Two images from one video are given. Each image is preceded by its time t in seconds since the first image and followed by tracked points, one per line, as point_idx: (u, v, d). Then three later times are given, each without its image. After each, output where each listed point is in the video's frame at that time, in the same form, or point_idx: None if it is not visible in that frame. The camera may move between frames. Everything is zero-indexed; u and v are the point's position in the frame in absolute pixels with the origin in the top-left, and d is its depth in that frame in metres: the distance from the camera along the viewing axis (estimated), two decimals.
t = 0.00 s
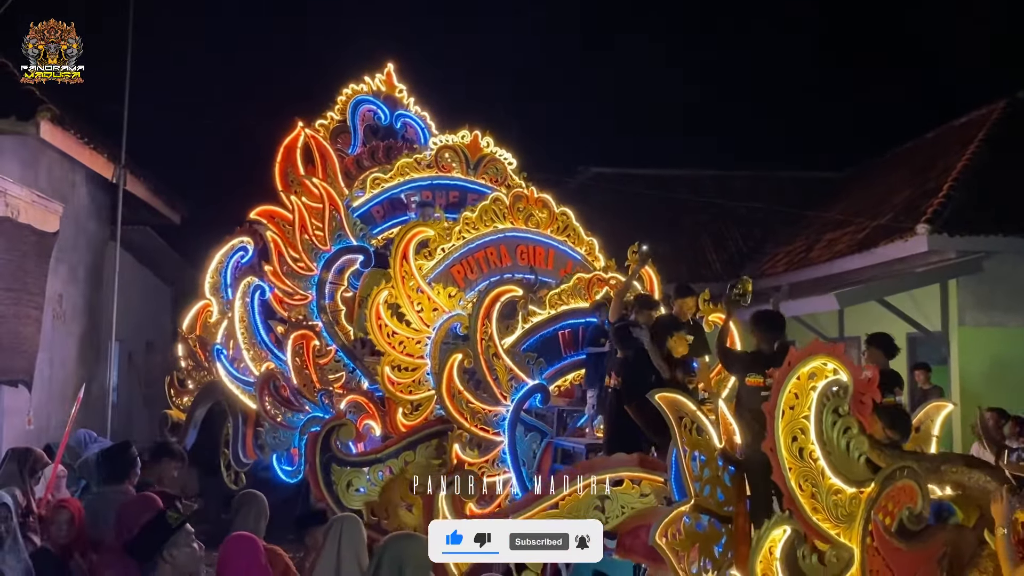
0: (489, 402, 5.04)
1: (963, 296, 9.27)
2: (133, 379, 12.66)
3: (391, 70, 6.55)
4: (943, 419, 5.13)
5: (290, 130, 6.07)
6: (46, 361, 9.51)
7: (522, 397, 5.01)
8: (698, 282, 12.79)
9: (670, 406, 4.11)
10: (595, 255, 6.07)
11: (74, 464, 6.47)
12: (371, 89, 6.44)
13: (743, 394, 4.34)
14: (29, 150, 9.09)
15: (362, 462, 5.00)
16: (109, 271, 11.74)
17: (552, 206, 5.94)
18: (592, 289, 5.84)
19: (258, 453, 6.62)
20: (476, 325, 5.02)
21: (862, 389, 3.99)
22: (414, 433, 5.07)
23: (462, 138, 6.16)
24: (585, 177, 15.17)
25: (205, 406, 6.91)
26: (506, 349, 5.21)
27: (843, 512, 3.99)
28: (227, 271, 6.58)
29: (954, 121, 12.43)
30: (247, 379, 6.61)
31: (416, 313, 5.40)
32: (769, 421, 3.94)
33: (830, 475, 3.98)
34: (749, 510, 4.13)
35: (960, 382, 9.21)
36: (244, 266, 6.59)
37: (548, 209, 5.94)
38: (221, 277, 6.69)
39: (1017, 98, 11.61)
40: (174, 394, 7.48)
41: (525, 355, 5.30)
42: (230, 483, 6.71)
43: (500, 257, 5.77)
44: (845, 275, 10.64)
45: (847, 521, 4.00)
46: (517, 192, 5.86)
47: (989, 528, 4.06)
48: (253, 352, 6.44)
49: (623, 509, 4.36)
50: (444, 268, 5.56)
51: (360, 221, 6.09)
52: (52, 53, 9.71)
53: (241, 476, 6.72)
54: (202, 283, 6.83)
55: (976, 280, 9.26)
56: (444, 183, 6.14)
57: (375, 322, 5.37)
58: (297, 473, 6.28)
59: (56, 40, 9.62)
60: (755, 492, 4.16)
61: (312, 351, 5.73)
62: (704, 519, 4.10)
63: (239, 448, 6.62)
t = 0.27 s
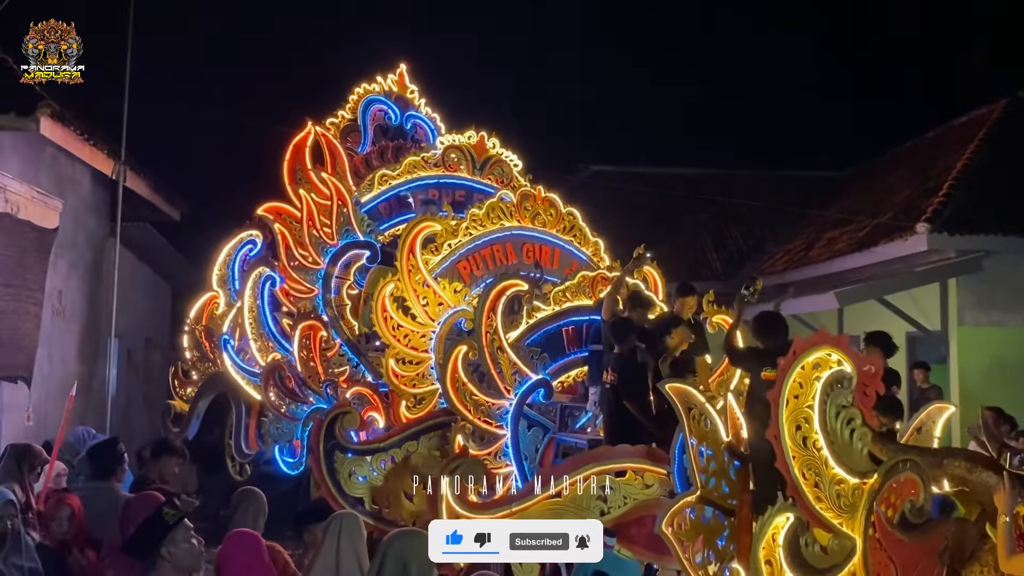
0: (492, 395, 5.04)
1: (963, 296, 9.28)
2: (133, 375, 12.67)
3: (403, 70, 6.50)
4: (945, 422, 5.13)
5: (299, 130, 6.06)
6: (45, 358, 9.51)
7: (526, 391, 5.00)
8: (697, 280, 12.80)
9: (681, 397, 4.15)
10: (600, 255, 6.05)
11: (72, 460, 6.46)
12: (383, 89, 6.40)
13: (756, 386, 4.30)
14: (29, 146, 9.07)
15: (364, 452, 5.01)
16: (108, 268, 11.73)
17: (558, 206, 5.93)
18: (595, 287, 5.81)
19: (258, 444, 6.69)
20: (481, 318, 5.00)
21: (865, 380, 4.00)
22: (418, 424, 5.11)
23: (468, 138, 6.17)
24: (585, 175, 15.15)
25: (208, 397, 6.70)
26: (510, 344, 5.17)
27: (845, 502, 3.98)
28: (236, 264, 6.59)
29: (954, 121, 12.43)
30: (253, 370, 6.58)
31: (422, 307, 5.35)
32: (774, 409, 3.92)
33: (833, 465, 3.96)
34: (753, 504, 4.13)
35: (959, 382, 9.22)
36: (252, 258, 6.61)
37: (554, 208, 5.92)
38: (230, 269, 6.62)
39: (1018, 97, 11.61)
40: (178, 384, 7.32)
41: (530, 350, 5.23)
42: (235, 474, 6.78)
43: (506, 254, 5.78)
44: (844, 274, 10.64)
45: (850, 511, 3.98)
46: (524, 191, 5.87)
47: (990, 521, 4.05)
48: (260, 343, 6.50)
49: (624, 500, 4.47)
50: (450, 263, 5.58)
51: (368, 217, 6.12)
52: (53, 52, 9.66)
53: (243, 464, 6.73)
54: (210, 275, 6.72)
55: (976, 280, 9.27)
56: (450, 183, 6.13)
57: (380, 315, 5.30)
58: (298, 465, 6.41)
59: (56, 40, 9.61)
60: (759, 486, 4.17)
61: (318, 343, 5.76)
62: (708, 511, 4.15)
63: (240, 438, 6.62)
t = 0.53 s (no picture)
0: (490, 392, 5.05)
1: (961, 295, 9.28)
2: (131, 371, 12.67)
3: (406, 69, 6.51)
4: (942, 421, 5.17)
5: (302, 129, 6.09)
6: (44, 354, 9.51)
7: (525, 388, 5.00)
8: (696, 279, 12.80)
9: (689, 395, 4.13)
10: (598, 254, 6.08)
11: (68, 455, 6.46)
12: (386, 87, 6.38)
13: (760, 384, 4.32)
14: (27, 142, 9.04)
15: (364, 448, 5.06)
16: (107, 264, 11.71)
17: (556, 205, 5.93)
18: (595, 285, 5.80)
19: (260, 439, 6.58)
20: (480, 315, 5.00)
21: (865, 378, 3.96)
22: (417, 421, 5.17)
23: (470, 136, 6.15)
24: (584, 173, 15.14)
25: (209, 392, 6.73)
26: (510, 341, 5.22)
27: (844, 500, 3.99)
28: (236, 260, 6.69)
29: (954, 120, 12.43)
30: (255, 365, 6.54)
31: (422, 305, 5.33)
32: (775, 406, 3.91)
33: (832, 463, 3.97)
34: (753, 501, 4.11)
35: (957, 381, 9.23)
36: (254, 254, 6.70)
37: (552, 207, 5.93)
38: (230, 265, 6.73)
39: (1017, 97, 11.62)
40: (177, 379, 7.24)
41: (529, 347, 5.31)
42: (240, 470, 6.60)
43: (504, 252, 5.78)
44: (843, 273, 10.64)
45: (849, 509, 3.99)
46: (522, 189, 5.86)
47: (987, 520, 4.11)
48: (262, 338, 6.44)
49: (622, 497, 4.47)
50: (450, 261, 5.56)
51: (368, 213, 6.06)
52: (53, 53, 9.49)
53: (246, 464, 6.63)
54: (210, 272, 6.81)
55: (974, 279, 9.29)
56: (451, 181, 6.11)
57: (380, 311, 5.29)
58: (297, 461, 6.29)
59: (57, 40, 9.55)
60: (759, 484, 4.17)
61: (320, 338, 5.74)
62: (711, 509, 4.10)
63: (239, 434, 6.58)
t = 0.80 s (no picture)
0: (486, 391, 5.01)
1: (959, 294, 9.27)
2: (128, 368, 12.66)
3: (397, 63, 6.48)
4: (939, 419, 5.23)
5: (293, 126, 6.12)
6: (41, 350, 9.49)
7: (521, 387, 4.99)
8: (694, 277, 12.80)
9: (682, 394, 4.21)
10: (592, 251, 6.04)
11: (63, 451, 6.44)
12: (376, 82, 6.36)
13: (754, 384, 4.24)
14: (24, 138, 9.03)
15: (359, 448, 5.05)
16: (105, 261, 11.70)
17: (549, 202, 5.91)
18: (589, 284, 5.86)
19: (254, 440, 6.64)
20: (476, 314, 4.99)
21: (861, 379, 3.96)
22: (412, 421, 5.10)
23: (465, 132, 6.11)
24: (582, 171, 15.14)
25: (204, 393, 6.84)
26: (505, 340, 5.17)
27: (840, 501, 3.99)
28: (229, 259, 6.82)
29: (952, 120, 12.43)
30: (249, 365, 6.73)
31: (417, 303, 5.39)
32: (768, 408, 3.95)
33: (827, 464, 3.97)
34: (747, 501, 4.14)
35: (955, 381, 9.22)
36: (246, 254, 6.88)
37: (545, 205, 5.91)
38: (222, 265, 6.86)
39: (1015, 97, 11.62)
40: (171, 380, 7.21)
41: (525, 345, 5.23)
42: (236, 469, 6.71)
43: (498, 251, 5.77)
44: (840, 272, 10.64)
45: (844, 510, 4.00)
46: (514, 188, 5.82)
47: (984, 520, 3.99)
48: (257, 338, 6.60)
49: (617, 497, 4.48)
50: (444, 259, 5.58)
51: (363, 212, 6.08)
52: (53, 53, 9.50)
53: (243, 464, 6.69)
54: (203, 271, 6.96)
55: (972, 278, 9.28)
56: (447, 177, 6.09)
57: (375, 310, 5.36)
58: (292, 461, 6.35)
59: (56, 40, 9.56)
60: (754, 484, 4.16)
61: (315, 337, 5.80)
62: (706, 509, 4.18)
63: (235, 434, 6.61)
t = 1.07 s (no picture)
0: (479, 396, 5.05)
1: (956, 294, 9.27)
2: (125, 366, 12.63)
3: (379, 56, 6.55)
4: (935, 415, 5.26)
5: (278, 122, 6.15)
6: (37, 347, 9.48)
7: (514, 390, 5.03)
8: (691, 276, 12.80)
9: (669, 401, 4.15)
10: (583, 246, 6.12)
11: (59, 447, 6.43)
12: (360, 76, 6.44)
13: (744, 386, 4.29)
14: (22, 134, 9.02)
15: (353, 454, 5.02)
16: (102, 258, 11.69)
17: (538, 198, 5.98)
18: (581, 282, 5.79)
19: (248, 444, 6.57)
20: (468, 317, 5.05)
21: (853, 386, 4.00)
22: (405, 426, 5.09)
23: (452, 127, 6.15)
24: (580, 170, 15.16)
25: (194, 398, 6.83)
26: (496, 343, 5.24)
27: (833, 509, 4.00)
28: (216, 263, 6.73)
29: (950, 120, 12.45)
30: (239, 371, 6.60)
31: (407, 306, 5.39)
32: (761, 416, 3.97)
33: (821, 472, 3.98)
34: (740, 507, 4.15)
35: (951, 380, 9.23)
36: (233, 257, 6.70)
37: (535, 201, 5.98)
38: (209, 269, 6.78)
39: (1012, 97, 11.64)
40: (162, 385, 7.28)
41: (517, 348, 5.30)
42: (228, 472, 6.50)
43: (488, 249, 5.79)
44: (837, 272, 10.65)
45: (837, 518, 4.01)
46: (504, 184, 5.88)
47: (976, 525, 4.07)
48: (245, 343, 6.50)
49: (609, 501, 4.50)
50: (434, 260, 5.58)
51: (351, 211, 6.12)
52: (53, 52, 9.34)
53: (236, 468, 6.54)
54: (191, 275, 6.89)
55: (969, 278, 9.29)
56: (435, 173, 6.10)
57: (366, 314, 5.31)
58: (287, 465, 6.35)
59: (56, 40, 9.54)
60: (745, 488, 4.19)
61: (303, 343, 5.83)
62: (698, 515, 4.12)
63: (229, 440, 6.55)
